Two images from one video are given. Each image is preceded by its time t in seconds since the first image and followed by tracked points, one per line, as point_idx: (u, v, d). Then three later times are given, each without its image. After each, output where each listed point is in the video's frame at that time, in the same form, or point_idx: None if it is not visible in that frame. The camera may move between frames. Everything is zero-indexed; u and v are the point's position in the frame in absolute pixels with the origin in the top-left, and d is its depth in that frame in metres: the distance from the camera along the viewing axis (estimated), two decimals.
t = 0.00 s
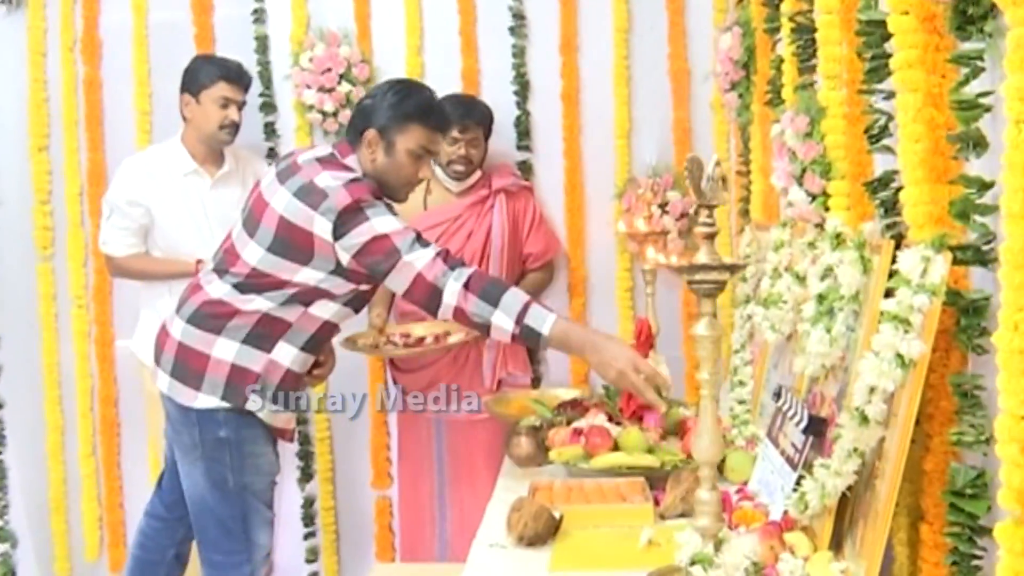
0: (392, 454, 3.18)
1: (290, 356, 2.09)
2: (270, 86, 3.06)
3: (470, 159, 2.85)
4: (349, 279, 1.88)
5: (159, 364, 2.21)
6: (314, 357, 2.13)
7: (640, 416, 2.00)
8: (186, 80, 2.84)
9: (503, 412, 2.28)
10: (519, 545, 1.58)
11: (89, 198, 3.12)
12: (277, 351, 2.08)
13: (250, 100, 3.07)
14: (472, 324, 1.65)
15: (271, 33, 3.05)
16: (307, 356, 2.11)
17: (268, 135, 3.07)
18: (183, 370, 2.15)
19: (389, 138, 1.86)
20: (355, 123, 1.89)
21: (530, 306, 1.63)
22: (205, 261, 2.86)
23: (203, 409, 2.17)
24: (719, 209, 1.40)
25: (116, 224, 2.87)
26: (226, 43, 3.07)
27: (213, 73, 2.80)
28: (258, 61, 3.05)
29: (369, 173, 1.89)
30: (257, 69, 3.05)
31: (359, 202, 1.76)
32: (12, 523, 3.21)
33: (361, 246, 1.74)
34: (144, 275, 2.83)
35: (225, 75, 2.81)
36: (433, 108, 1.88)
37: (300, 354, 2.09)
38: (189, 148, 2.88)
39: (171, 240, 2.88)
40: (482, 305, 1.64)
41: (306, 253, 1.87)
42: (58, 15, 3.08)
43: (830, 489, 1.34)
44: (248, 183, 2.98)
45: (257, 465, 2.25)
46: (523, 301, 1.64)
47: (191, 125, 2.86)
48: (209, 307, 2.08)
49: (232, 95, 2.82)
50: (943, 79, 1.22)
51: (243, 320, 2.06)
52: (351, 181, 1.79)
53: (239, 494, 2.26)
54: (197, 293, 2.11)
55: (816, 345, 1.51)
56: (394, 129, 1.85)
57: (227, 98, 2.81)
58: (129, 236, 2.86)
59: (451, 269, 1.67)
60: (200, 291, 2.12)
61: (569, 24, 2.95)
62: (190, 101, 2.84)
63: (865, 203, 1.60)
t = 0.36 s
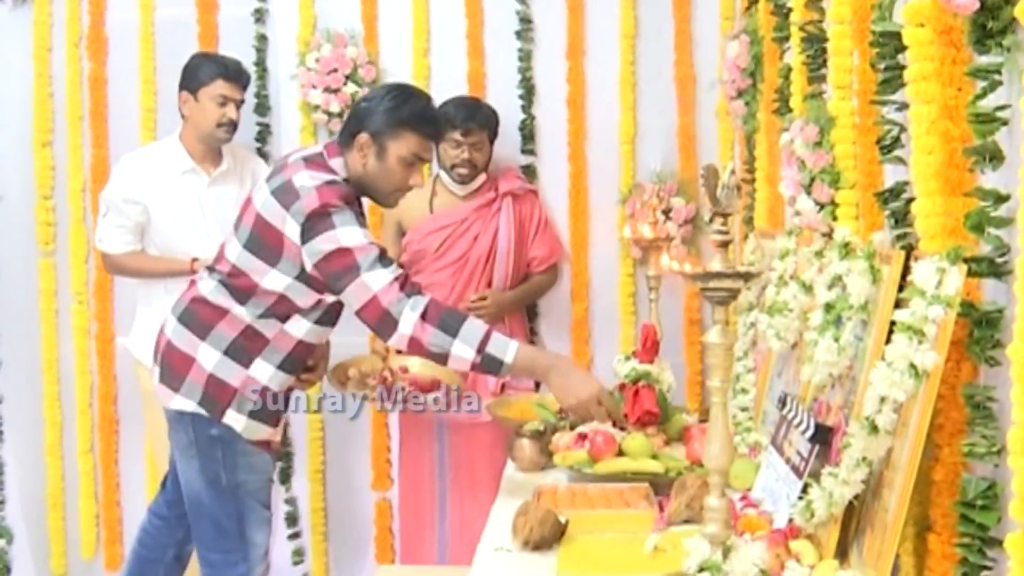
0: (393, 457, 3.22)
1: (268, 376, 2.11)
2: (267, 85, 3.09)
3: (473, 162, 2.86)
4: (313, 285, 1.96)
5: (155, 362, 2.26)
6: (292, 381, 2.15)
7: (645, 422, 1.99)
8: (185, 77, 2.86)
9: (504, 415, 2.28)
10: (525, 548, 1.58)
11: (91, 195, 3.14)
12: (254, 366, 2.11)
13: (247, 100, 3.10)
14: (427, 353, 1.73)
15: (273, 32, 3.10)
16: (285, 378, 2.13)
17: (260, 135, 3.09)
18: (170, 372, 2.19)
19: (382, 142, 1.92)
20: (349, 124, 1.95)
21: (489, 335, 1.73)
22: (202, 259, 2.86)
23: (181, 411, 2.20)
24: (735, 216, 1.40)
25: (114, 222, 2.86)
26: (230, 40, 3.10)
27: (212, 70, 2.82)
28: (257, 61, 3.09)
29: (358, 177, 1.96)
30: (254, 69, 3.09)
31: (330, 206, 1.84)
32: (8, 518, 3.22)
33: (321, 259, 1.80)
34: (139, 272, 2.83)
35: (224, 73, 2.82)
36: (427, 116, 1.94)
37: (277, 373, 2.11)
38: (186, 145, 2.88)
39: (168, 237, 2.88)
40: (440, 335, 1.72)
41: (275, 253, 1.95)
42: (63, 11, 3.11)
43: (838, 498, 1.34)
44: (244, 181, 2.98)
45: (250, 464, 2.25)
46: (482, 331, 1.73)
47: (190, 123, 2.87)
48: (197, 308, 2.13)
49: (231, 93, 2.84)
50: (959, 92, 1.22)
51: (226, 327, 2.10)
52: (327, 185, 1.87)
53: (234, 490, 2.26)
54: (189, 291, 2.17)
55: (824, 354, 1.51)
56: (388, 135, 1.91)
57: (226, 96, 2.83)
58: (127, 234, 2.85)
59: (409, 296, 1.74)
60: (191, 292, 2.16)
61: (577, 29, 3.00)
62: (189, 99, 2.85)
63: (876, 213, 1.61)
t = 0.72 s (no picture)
0: (393, 463, 3.22)
1: (237, 380, 2.16)
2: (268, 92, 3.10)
3: (477, 166, 2.88)
4: (274, 280, 2.01)
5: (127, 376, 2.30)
6: (263, 381, 2.19)
7: (645, 430, 2.00)
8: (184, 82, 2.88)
9: (505, 420, 2.29)
10: (524, 556, 1.58)
11: (93, 198, 3.15)
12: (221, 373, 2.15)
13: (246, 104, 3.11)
14: (396, 343, 1.79)
15: (275, 37, 3.10)
16: (255, 379, 2.17)
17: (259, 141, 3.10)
18: (142, 383, 2.23)
19: (328, 131, 1.97)
20: (297, 115, 2.00)
21: (452, 325, 1.79)
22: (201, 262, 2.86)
23: (156, 423, 2.23)
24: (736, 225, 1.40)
25: (115, 226, 2.87)
26: (232, 44, 3.12)
27: (212, 75, 2.84)
28: (257, 66, 3.10)
29: (308, 168, 2.00)
30: (254, 74, 3.10)
31: (284, 200, 1.88)
32: (7, 521, 3.23)
33: (280, 252, 1.85)
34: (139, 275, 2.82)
35: (224, 78, 2.85)
36: (372, 102, 1.99)
37: (246, 375, 2.16)
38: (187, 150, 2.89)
39: (167, 241, 2.87)
40: (406, 326, 1.78)
41: (232, 251, 2.00)
42: (68, 14, 3.12)
43: (837, 507, 1.34)
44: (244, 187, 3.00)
45: (230, 466, 2.26)
46: (447, 319, 1.79)
47: (189, 128, 2.90)
48: (162, 317, 2.16)
49: (231, 98, 2.86)
50: (960, 104, 1.23)
51: (191, 334, 2.14)
52: (277, 178, 1.92)
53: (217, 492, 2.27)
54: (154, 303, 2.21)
55: (824, 364, 1.52)
56: (334, 123, 1.97)
57: (225, 100, 2.86)
58: (127, 237, 2.86)
59: (372, 289, 1.80)
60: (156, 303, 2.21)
61: (579, 36, 3.01)
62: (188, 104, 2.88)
63: (876, 223, 1.61)
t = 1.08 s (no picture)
0: (391, 470, 3.22)
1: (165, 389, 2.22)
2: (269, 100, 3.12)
3: (477, 175, 2.88)
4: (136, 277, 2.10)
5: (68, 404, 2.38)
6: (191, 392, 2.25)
7: (643, 440, 2.00)
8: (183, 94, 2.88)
9: (504, 429, 2.29)
10: (521, 565, 1.58)
11: (96, 206, 3.16)
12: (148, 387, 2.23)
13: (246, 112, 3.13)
14: (185, 377, 2.14)
15: (277, 47, 3.12)
16: (181, 391, 2.24)
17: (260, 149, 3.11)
18: (82, 406, 2.31)
19: (207, 122, 2.24)
20: (184, 107, 2.27)
21: (239, 364, 2.15)
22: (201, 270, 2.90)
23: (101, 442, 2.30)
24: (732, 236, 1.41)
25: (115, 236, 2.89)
26: (233, 53, 3.13)
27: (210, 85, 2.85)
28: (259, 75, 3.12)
29: (196, 162, 2.26)
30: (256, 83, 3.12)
31: (142, 214, 2.08)
32: (7, 528, 3.23)
33: (127, 263, 2.09)
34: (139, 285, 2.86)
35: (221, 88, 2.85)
36: (245, 89, 2.29)
37: (170, 388, 2.22)
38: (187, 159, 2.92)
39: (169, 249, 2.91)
40: (195, 367, 2.13)
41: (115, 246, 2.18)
42: (71, 23, 3.14)
43: (834, 518, 1.34)
44: (243, 196, 3.02)
45: (178, 473, 2.32)
46: (232, 359, 2.14)
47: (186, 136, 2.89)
48: (89, 340, 2.28)
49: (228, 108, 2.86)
50: (955, 115, 1.23)
51: (115, 353, 2.25)
52: (146, 181, 2.12)
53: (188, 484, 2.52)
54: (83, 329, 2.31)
55: (822, 375, 1.51)
56: (212, 113, 2.24)
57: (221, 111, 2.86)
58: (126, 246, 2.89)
59: (173, 330, 2.09)
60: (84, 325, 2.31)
61: (580, 46, 3.02)
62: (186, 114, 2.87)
63: (874, 233, 1.62)
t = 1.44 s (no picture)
0: (411, 471, 3.24)
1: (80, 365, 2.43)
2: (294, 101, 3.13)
3: (499, 181, 2.89)
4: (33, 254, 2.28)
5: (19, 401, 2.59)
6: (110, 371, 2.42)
7: (664, 444, 2.00)
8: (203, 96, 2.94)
9: (524, 433, 2.29)
10: (540, 569, 1.57)
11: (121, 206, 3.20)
12: (56, 364, 2.43)
13: (270, 114, 3.15)
14: (62, 354, 2.34)
15: (302, 49, 3.14)
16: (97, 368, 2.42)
17: (285, 150, 3.14)
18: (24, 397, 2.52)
19: (131, 105, 2.43)
20: (114, 92, 2.46)
21: (112, 350, 2.34)
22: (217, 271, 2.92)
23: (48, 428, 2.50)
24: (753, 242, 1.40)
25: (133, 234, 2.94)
26: (259, 54, 3.15)
27: (230, 87, 2.87)
28: (285, 77, 3.13)
29: (122, 143, 2.44)
30: (282, 85, 3.14)
31: (44, 191, 2.30)
32: (30, 525, 3.25)
33: (25, 239, 2.30)
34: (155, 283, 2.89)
35: (241, 89, 2.88)
36: (167, 73, 2.47)
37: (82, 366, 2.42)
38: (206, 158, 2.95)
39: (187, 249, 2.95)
40: (68, 347, 2.32)
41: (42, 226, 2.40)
42: (99, 24, 3.17)
43: (854, 527, 1.34)
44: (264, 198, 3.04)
45: (121, 459, 2.48)
46: (106, 344, 2.33)
47: (207, 138, 2.93)
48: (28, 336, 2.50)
49: (248, 110, 2.89)
50: (981, 122, 1.22)
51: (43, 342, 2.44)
52: (60, 163, 2.34)
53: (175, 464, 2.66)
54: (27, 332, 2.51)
55: (844, 382, 1.51)
56: (136, 95, 2.43)
57: (240, 113, 2.88)
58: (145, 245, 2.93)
59: (47, 309, 2.29)
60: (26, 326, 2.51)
61: (604, 49, 3.02)
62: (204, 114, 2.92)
63: (898, 241, 1.61)
